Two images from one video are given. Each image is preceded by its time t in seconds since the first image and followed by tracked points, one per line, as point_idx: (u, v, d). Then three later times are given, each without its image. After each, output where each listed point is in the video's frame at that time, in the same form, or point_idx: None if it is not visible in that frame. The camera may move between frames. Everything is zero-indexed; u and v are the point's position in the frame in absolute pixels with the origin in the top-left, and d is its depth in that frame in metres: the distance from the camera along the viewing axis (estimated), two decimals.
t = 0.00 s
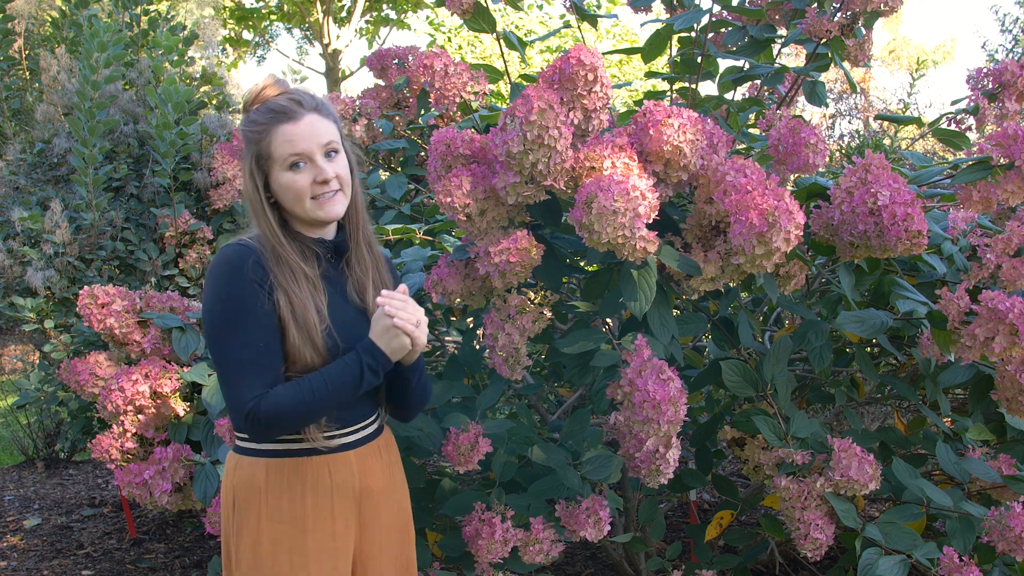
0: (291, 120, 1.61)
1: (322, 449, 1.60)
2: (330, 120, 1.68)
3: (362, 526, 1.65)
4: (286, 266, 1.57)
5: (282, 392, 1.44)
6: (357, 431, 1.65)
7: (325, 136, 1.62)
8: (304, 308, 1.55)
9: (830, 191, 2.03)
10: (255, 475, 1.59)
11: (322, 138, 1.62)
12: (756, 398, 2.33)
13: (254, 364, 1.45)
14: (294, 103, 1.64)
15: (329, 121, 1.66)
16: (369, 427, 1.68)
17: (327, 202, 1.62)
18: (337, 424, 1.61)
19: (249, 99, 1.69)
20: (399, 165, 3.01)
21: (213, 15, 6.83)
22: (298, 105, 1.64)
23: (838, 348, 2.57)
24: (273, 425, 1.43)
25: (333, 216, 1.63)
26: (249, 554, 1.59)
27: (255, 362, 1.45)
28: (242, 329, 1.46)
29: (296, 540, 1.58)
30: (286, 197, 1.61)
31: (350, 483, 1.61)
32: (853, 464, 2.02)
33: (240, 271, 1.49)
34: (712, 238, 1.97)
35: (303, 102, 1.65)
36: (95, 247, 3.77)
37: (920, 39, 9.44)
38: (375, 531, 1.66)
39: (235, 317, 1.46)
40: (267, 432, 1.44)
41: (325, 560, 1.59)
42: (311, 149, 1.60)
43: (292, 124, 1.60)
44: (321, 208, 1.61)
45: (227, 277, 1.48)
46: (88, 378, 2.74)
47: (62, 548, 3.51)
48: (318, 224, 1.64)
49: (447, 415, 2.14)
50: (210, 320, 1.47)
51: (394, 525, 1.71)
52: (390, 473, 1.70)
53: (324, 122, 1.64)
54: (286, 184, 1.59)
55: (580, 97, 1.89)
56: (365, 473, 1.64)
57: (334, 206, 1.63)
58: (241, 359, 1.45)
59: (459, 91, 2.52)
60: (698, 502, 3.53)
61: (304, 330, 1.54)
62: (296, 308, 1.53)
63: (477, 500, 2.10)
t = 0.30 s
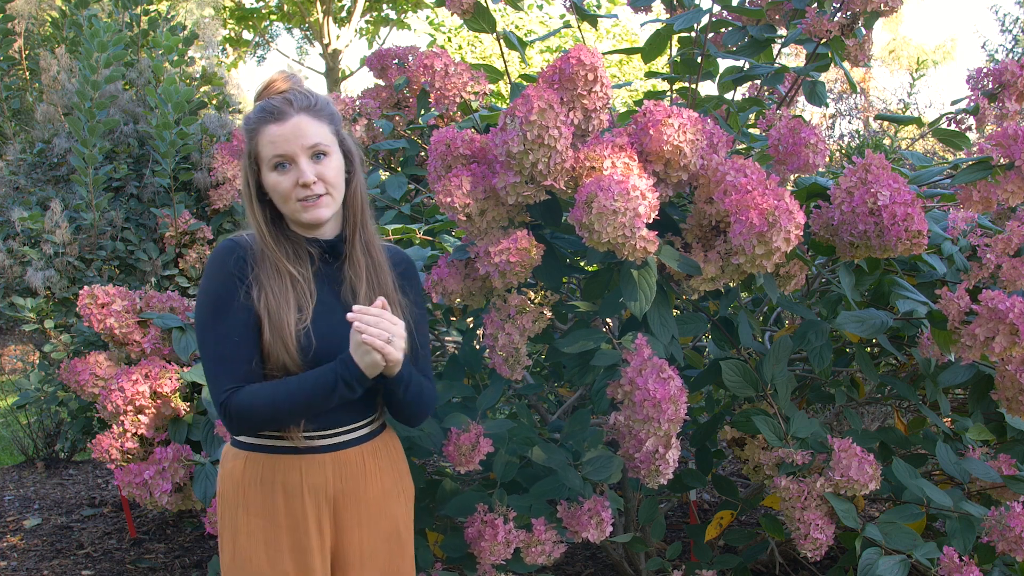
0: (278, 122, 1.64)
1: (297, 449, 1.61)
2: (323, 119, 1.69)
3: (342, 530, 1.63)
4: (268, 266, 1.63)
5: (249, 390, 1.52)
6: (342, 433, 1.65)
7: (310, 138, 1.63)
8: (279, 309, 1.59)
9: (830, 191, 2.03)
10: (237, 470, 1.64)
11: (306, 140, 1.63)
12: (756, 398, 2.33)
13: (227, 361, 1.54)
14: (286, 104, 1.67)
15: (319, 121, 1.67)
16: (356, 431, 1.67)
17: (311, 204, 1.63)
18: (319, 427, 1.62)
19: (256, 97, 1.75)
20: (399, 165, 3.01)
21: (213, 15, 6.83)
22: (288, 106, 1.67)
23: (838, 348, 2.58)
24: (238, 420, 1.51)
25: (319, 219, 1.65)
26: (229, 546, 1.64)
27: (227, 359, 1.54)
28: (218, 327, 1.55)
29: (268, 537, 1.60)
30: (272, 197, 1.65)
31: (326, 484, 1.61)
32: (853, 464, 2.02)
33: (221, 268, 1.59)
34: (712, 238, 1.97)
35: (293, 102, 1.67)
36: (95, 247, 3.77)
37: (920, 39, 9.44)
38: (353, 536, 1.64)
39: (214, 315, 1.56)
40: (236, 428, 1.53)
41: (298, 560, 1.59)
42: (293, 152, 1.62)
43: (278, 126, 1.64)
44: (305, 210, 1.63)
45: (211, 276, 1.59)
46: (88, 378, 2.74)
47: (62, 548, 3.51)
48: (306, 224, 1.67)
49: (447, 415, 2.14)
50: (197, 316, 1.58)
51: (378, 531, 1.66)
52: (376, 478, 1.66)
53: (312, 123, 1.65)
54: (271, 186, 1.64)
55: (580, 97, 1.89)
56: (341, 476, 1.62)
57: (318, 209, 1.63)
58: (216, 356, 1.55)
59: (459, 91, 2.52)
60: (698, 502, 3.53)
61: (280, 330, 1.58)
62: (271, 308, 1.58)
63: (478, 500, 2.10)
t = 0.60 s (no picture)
0: (280, 122, 1.64)
1: (289, 450, 1.61)
2: (327, 121, 1.69)
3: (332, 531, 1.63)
4: (261, 267, 1.65)
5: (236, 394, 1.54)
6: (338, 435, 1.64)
7: (312, 139, 1.63)
8: (268, 311, 1.60)
9: (830, 191, 2.03)
10: (231, 468, 1.65)
11: (307, 141, 1.63)
12: (756, 398, 2.33)
13: (216, 363, 1.57)
14: (290, 104, 1.67)
15: (322, 122, 1.67)
16: (352, 432, 1.66)
17: (308, 206, 1.63)
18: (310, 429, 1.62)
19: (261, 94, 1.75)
20: (399, 165, 3.01)
21: (213, 16, 6.83)
22: (293, 106, 1.67)
23: (838, 348, 2.57)
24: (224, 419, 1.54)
25: (316, 220, 1.64)
26: (224, 543, 1.66)
27: (216, 362, 1.57)
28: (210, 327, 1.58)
29: (260, 536, 1.61)
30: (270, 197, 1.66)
31: (314, 485, 1.61)
32: (853, 464, 2.02)
33: (214, 269, 1.62)
34: (712, 238, 1.97)
35: (298, 102, 1.67)
36: (95, 246, 3.77)
37: (920, 39, 9.45)
38: (344, 538, 1.63)
39: (206, 316, 1.59)
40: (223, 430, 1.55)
41: (288, 559, 1.60)
42: (294, 152, 1.62)
43: (281, 125, 1.64)
44: (302, 210, 1.63)
45: (205, 278, 1.62)
46: (88, 378, 2.74)
47: (62, 548, 3.51)
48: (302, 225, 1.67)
49: (447, 415, 2.14)
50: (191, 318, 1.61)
51: (371, 534, 1.65)
52: (369, 480, 1.65)
53: (315, 125, 1.65)
54: (270, 184, 1.64)
55: (580, 97, 1.89)
56: (332, 477, 1.62)
57: (315, 211, 1.63)
58: (205, 356, 1.58)
59: (459, 91, 2.52)
60: (698, 502, 3.53)
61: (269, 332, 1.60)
62: (261, 310, 1.60)
63: (478, 500, 2.10)
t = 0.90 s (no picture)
0: (301, 116, 1.63)
1: (296, 453, 1.61)
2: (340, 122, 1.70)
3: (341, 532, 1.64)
4: (258, 269, 1.63)
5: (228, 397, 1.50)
6: (343, 434, 1.65)
7: (331, 137, 1.64)
8: (265, 314, 1.58)
9: (830, 191, 2.03)
10: (235, 475, 1.63)
11: (327, 138, 1.63)
12: (756, 398, 2.33)
13: (211, 367, 1.54)
14: (307, 100, 1.66)
15: (338, 123, 1.68)
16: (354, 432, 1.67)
17: (321, 202, 1.63)
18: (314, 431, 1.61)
19: (262, 90, 1.72)
20: (398, 165, 3.01)
21: (214, 16, 6.83)
22: (310, 102, 1.66)
23: (838, 348, 2.57)
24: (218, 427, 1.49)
25: (325, 217, 1.64)
26: (227, 552, 1.63)
27: (212, 367, 1.54)
28: (206, 332, 1.55)
29: (268, 541, 1.60)
30: (279, 190, 1.63)
31: (324, 486, 1.61)
32: (853, 464, 2.02)
33: (206, 277, 1.59)
34: (712, 238, 1.97)
35: (315, 99, 1.67)
36: (95, 246, 3.77)
37: (920, 39, 9.44)
38: (353, 538, 1.64)
39: (201, 322, 1.56)
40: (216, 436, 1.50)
41: (297, 564, 1.59)
42: (312, 147, 1.62)
43: (300, 119, 1.63)
44: (315, 206, 1.62)
45: (198, 283, 1.59)
46: (88, 378, 2.74)
47: (62, 548, 3.51)
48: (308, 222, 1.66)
49: (447, 415, 2.14)
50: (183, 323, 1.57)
51: (379, 531, 1.67)
52: (376, 479, 1.67)
53: (333, 123, 1.65)
54: (283, 178, 1.62)
55: (580, 97, 1.89)
56: (341, 477, 1.63)
57: (327, 208, 1.63)
58: (201, 362, 1.55)
59: (459, 91, 2.52)
60: (698, 502, 3.53)
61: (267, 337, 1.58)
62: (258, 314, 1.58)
63: (477, 500, 2.10)
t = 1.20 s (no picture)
0: (324, 118, 1.64)
1: (324, 453, 1.60)
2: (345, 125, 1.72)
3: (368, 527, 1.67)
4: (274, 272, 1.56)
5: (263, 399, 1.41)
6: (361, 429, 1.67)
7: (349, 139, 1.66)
8: (288, 317, 1.53)
9: (830, 191, 2.02)
10: (258, 480, 1.60)
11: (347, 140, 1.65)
12: (756, 398, 2.33)
13: (240, 373, 1.44)
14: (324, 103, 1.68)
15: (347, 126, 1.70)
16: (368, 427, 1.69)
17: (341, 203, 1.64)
18: (334, 426, 1.62)
19: (259, 92, 1.67)
20: (399, 165, 3.01)
21: (214, 16, 6.83)
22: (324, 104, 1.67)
23: (838, 348, 2.57)
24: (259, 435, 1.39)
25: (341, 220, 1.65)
26: (255, 559, 1.60)
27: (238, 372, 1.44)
28: (228, 336, 1.46)
29: (301, 544, 1.59)
30: (302, 189, 1.61)
31: (354, 483, 1.62)
32: (853, 464, 2.02)
33: (221, 283, 1.48)
34: (712, 238, 1.96)
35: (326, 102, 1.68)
36: (95, 246, 3.77)
37: (920, 39, 9.44)
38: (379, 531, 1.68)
39: (222, 325, 1.46)
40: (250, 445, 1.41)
41: (333, 564, 1.60)
42: (335, 147, 1.63)
43: (325, 121, 1.64)
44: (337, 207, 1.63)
45: (212, 283, 1.49)
46: (88, 378, 2.74)
47: (62, 548, 3.51)
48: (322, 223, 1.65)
49: (447, 414, 2.14)
50: (197, 328, 1.47)
51: (397, 523, 1.72)
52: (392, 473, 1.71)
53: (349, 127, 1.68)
54: (307, 178, 1.60)
55: (580, 97, 1.89)
56: (367, 473, 1.65)
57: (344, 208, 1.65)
58: (225, 368, 1.45)
59: (459, 91, 2.52)
60: (698, 502, 3.53)
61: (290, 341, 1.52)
62: (281, 315, 1.52)
63: (477, 500, 2.10)
